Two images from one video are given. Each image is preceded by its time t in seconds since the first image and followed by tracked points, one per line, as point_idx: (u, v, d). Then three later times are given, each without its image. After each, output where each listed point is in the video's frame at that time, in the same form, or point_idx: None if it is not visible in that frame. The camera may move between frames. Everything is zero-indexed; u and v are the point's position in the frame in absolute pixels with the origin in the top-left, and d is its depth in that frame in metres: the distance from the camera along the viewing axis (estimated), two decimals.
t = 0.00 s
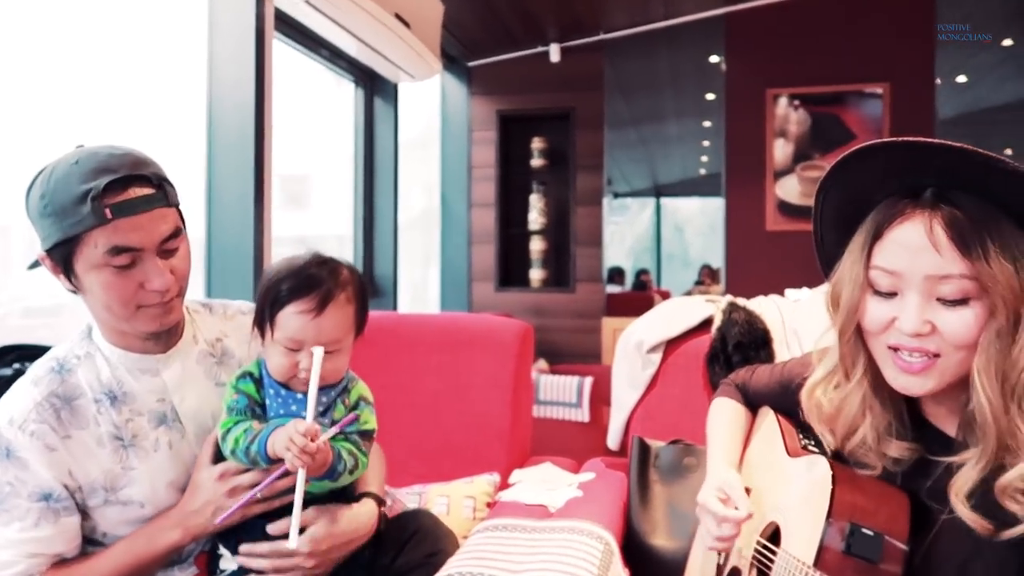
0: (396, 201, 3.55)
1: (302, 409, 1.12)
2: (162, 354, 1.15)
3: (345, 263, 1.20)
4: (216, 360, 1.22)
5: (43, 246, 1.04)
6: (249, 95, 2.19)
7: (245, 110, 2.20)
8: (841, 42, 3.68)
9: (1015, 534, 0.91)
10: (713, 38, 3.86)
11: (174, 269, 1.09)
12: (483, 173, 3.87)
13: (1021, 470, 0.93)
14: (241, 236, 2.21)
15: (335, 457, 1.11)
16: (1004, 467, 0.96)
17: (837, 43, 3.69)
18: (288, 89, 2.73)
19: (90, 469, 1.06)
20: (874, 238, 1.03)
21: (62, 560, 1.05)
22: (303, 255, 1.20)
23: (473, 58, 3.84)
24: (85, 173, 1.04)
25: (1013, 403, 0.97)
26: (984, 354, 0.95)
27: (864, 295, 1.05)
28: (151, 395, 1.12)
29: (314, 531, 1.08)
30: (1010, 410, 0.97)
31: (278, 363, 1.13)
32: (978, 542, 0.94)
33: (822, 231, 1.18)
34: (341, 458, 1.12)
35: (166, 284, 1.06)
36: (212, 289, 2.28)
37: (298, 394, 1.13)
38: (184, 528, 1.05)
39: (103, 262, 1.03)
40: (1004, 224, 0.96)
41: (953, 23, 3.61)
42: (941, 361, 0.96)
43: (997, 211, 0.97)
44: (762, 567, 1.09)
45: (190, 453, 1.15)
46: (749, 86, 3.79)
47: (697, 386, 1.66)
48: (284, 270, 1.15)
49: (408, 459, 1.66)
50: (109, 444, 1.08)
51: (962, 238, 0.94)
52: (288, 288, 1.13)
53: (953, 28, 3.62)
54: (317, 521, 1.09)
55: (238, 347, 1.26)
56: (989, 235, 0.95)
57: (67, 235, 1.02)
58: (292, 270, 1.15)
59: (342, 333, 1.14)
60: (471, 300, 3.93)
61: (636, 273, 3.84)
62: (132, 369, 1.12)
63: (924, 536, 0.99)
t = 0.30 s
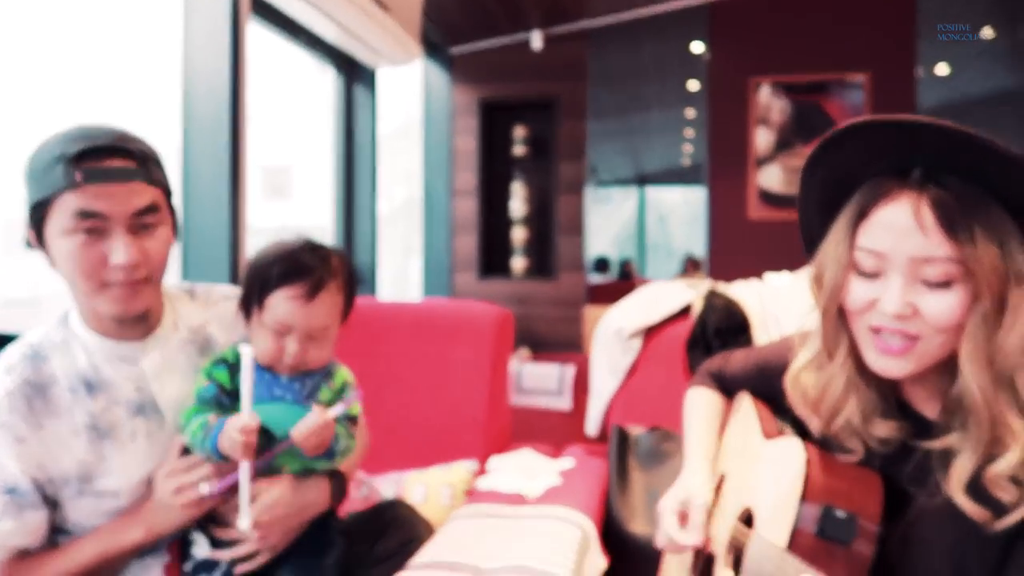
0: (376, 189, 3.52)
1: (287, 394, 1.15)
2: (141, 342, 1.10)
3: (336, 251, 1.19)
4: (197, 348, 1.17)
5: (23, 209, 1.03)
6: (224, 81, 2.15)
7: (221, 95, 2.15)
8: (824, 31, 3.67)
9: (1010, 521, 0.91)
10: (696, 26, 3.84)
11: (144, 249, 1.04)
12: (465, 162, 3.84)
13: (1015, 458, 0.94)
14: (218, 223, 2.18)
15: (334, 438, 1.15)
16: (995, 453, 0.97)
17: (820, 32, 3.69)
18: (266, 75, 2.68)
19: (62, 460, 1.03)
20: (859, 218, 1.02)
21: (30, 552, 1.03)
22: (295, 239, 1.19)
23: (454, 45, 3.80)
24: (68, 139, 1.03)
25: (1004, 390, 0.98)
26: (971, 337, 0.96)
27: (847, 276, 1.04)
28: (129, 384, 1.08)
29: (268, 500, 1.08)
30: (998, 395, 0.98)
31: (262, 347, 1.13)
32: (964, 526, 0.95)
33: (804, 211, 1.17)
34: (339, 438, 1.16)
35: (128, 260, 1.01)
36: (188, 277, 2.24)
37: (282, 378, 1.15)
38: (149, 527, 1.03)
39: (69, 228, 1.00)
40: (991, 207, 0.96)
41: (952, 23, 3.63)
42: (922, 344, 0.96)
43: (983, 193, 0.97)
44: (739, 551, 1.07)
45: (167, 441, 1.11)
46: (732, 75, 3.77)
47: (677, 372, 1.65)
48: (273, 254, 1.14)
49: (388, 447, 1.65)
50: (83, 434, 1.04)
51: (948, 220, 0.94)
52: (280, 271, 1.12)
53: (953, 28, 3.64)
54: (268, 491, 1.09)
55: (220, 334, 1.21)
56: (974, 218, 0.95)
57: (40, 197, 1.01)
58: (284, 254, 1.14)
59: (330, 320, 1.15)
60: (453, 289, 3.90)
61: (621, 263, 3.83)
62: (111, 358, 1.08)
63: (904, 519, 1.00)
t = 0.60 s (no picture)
0: (355, 168, 3.47)
1: (263, 364, 1.13)
2: (97, 315, 1.07)
3: (310, 219, 1.18)
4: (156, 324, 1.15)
5: None
6: (198, 55, 2.10)
7: (194, 68, 2.10)
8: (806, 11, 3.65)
9: (958, 494, 0.92)
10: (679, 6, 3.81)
11: (96, 209, 1.00)
12: (445, 142, 3.79)
13: (970, 434, 0.94)
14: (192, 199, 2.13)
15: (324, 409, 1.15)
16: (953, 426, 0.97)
17: (803, 14, 3.67)
18: (241, 50, 2.62)
19: (15, 436, 1.01)
20: (854, 182, 1.02)
21: None
22: (266, 208, 1.17)
23: (435, 23, 3.74)
24: (21, 98, 1.01)
25: (966, 368, 0.97)
26: (943, 312, 0.96)
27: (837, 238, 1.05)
28: (83, 358, 1.05)
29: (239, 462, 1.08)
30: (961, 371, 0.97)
31: (238, 317, 1.12)
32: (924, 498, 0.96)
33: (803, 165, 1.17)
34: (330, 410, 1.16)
35: (79, 218, 0.98)
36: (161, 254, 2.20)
37: (259, 348, 1.13)
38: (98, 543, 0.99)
39: (17, 185, 0.97)
40: (987, 186, 0.95)
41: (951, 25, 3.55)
42: (892, 313, 0.97)
43: (980, 171, 0.96)
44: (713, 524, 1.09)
45: (128, 420, 1.08)
46: (714, 56, 3.75)
47: (655, 347, 1.67)
48: (245, 223, 1.13)
49: (363, 423, 1.63)
50: (35, 409, 1.02)
51: (941, 193, 0.94)
52: (254, 241, 1.11)
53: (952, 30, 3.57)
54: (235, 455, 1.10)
55: (180, 311, 1.19)
56: (968, 195, 0.94)
57: None
58: (257, 223, 1.13)
59: (305, 290, 1.14)
60: (433, 270, 3.86)
61: (602, 245, 3.80)
62: (64, 331, 1.05)
63: (868, 491, 1.02)
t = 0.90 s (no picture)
0: (334, 159, 3.44)
1: (217, 351, 1.12)
2: (50, 314, 1.09)
3: (251, 199, 1.17)
4: (111, 320, 1.18)
5: None
6: (171, 43, 2.06)
7: (168, 57, 2.07)
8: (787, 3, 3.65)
9: (970, 489, 0.89)
10: None
11: (52, 204, 1.02)
12: (426, 134, 3.75)
13: (978, 434, 0.89)
14: (166, 190, 2.10)
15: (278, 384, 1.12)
16: (964, 425, 0.92)
17: (782, 7, 3.68)
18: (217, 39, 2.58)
19: None
20: (856, 164, 1.00)
21: None
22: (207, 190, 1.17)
23: (414, 13, 3.70)
24: None
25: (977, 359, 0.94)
26: (955, 305, 0.94)
27: (831, 221, 1.03)
28: (39, 359, 1.09)
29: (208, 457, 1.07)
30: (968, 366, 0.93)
31: (183, 302, 1.10)
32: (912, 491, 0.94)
33: (790, 150, 1.15)
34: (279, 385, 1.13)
35: (36, 212, 1.00)
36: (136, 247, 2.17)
37: (210, 334, 1.13)
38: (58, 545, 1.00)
39: None
40: (989, 174, 0.94)
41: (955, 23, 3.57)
42: (885, 298, 0.95)
43: (981, 159, 0.95)
44: (692, 514, 1.09)
45: (85, 420, 1.12)
46: (694, 48, 3.75)
47: (634, 338, 1.67)
48: (184, 205, 1.12)
49: (341, 416, 1.61)
50: None
51: (949, 179, 0.93)
52: (192, 222, 1.10)
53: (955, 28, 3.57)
54: (207, 450, 1.08)
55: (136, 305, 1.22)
56: (974, 180, 0.93)
57: None
58: (196, 205, 1.12)
59: (248, 269, 1.12)
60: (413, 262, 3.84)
61: (583, 239, 3.81)
62: (18, 333, 1.07)
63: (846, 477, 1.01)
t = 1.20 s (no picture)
0: (311, 151, 3.40)
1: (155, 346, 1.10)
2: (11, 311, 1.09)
3: (188, 186, 1.15)
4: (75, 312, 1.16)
5: None
6: (142, 31, 2.02)
7: (138, 45, 2.03)
8: None
9: (926, 481, 0.87)
10: None
11: (9, 194, 1.01)
12: (404, 126, 3.72)
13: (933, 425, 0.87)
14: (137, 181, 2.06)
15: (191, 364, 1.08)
16: (921, 418, 0.90)
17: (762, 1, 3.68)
18: (190, 28, 2.54)
19: None
20: (813, 158, 0.99)
21: None
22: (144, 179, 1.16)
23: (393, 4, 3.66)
24: None
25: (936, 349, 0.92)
26: (910, 295, 0.92)
27: (792, 215, 1.02)
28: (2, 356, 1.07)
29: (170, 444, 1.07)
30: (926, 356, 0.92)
31: (119, 298, 1.09)
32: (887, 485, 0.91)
33: (761, 142, 1.15)
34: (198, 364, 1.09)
35: None
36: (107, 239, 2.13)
37: (145, 329, 1.11)
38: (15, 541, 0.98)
39: None
40: (944, 165, 0.92)
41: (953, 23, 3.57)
42: (845, 291, 0.94)
43: (936, 151, 0.93)
44: (663, 506, 1.09)
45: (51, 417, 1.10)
46: (673, 41, 3.75)
47: (610, 331, 1.66)
48: (118, 194, 1.11)
49: (314, 410, 1.60)
50: None
51: (902, 172, 0.90)
52: (123, 211, 1.09)
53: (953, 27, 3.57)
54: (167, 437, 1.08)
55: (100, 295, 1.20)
56: (927, 171, 0.90)
57: None
58: (129, 194, 1.11)
59: (183, 259, 1.10)
60: (392, 255, 3.81)
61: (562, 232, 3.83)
62: None
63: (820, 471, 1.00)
